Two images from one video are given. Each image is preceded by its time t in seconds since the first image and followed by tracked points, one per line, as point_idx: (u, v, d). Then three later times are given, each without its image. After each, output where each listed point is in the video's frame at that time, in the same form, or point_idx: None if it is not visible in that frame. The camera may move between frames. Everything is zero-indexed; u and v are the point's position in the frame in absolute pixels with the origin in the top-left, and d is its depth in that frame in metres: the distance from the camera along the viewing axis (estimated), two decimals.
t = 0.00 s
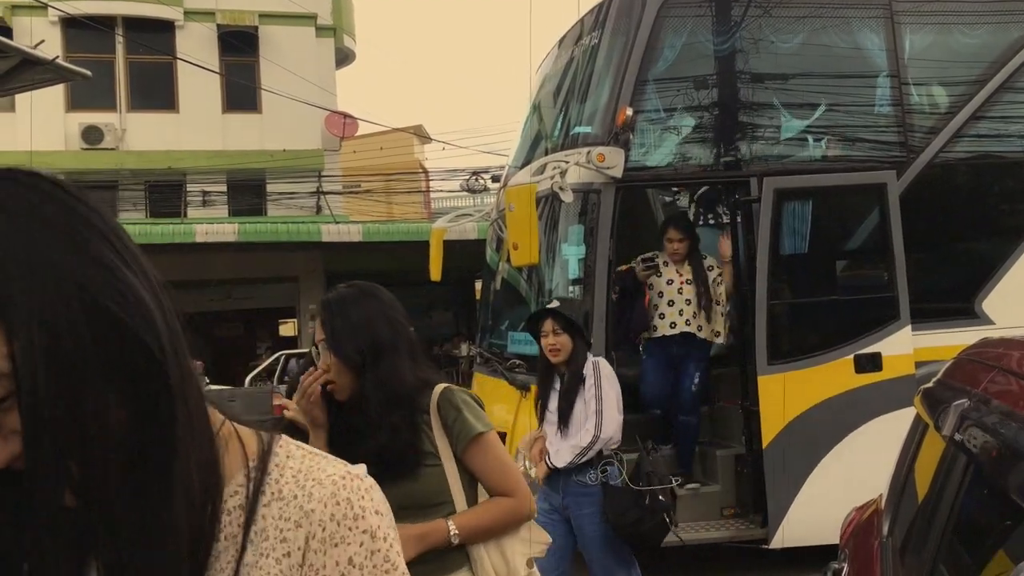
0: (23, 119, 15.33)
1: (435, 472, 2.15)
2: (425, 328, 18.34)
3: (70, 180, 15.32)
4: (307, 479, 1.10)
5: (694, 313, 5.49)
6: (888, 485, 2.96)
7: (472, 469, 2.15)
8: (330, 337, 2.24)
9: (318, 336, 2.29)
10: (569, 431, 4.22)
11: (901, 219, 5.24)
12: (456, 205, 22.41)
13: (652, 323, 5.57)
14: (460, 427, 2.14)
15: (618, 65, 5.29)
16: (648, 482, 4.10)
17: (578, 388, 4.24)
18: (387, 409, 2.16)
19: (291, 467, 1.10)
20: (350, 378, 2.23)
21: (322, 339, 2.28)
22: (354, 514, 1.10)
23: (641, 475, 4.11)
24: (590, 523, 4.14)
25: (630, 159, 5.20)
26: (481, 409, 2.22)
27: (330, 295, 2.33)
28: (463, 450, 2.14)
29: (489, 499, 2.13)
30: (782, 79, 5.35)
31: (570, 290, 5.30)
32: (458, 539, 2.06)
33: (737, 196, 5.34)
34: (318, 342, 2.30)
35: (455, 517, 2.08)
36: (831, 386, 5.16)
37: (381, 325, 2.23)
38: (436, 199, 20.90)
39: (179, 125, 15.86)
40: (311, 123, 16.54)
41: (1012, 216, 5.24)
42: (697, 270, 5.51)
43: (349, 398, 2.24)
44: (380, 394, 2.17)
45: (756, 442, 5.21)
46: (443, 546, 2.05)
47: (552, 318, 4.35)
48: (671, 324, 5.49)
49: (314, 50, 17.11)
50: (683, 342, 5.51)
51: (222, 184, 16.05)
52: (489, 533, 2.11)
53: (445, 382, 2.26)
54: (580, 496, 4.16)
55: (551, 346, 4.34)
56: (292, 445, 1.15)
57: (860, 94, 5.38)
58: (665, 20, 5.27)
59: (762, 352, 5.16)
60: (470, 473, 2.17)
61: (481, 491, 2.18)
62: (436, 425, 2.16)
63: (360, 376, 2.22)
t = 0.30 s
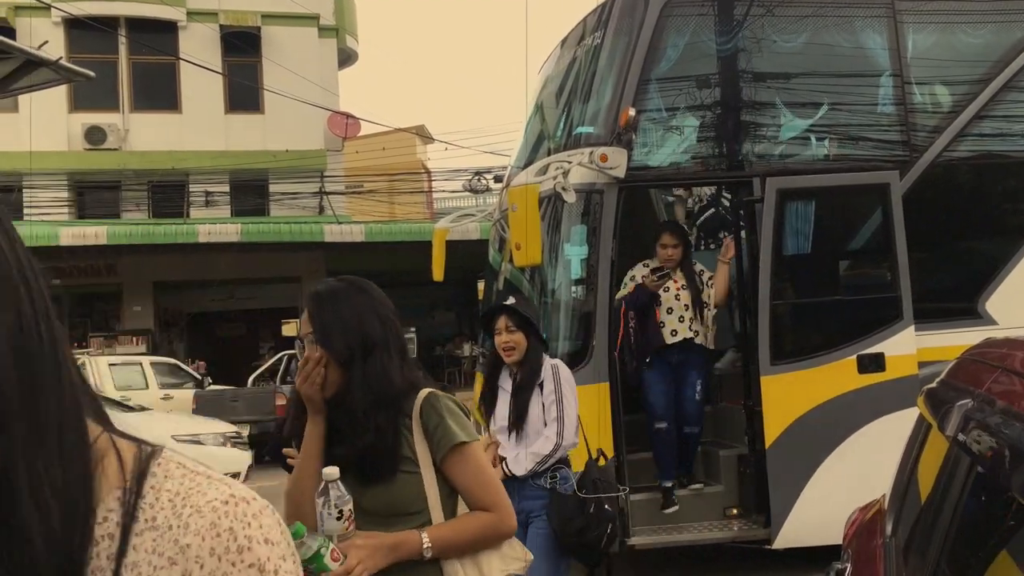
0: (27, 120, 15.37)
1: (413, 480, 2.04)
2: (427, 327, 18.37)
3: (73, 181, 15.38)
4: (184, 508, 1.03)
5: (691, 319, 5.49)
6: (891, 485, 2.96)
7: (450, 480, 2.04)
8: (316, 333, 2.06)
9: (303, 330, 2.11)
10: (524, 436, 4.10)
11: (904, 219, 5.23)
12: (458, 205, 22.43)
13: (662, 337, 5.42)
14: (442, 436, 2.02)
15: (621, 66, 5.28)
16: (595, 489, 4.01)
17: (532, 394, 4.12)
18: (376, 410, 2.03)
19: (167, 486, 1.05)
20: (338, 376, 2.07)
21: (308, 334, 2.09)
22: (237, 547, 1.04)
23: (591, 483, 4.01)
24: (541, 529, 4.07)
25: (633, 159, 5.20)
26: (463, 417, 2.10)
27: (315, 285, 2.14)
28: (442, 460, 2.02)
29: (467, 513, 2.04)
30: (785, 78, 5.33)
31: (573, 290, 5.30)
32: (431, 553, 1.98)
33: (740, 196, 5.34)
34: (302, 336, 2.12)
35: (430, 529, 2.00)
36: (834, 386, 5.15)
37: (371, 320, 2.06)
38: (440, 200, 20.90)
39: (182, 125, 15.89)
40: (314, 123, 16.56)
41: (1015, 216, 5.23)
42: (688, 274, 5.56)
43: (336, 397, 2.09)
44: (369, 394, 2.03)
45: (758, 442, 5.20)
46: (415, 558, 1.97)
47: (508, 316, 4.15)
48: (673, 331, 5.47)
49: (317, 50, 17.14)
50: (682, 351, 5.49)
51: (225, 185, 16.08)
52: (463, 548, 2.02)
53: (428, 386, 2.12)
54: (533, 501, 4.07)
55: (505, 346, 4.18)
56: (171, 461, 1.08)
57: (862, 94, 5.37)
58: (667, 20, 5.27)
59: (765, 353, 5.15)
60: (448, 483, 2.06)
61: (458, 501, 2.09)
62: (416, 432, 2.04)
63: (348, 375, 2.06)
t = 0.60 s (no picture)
0: (27, 119, 15.39)
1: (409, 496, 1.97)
2: (427, 328, 18.36)
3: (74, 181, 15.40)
4: (25, 521, 1.23)
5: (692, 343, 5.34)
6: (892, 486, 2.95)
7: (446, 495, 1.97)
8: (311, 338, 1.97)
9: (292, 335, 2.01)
10: (481, 448, 3.84)
11: (905, 220, 5.23)
12: (458, 205, 22.42)
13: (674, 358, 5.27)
14: (442, 448, 1.96)
15: (622, 66, 5.28)
16: (565, 504, 3.78)
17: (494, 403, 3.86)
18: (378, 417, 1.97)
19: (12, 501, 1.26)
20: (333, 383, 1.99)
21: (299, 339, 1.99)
22: (83, 558, 1.20)
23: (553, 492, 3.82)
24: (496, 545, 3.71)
25: (634, 159, 5.20)
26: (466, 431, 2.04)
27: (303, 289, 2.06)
28: (439, 472, 1.96)
29: (461, 529, 1.97)
30: (786, 78, 5.33)
31: (574, 290, 5.29)
32: (425, 568, 1.91)
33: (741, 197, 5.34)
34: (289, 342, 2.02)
35: (425, 544, 1.93)
36: (833, 386, 5.15)
37: (368, 325, 2.01)
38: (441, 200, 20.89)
39: (183, 126, 15.91)
40: (314, 123, 16.57)
41: (1015, 216, 5.23)
42: (684, 299, 5.39)
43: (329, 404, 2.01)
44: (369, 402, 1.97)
45: (759, 442, 5.21)
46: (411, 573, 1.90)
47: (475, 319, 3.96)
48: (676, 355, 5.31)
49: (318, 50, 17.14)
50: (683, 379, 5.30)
51: (226, 185, 16.10)
52: (458, 566, 1.94)
53: (432, 398, 2.07)
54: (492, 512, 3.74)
55: (469, 348, 3.95)
56: (14, 469, 1.32)
57: (863, 94, 5.37)
58: (668, 20, 5.27)
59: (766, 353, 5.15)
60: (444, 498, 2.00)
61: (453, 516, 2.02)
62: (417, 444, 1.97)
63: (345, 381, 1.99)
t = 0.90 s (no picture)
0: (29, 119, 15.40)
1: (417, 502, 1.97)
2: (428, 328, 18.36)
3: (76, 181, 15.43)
4: None
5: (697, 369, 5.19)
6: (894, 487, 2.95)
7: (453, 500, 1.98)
8: (307, 336, 1.96)
9: (284, 334, 1.99)
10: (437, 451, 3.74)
11: (907, 220, 5.22)
12: (459, 206, 22.43)
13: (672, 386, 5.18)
14: (454, 454, 1.97)
15: (624, 66, 5.28)
16: (531, 509, 3.65)
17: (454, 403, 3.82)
18: (377, 415, 1.96)
19: None
20: (329, 380, 1.98)
21: (293, 338, 1.97)
22: None
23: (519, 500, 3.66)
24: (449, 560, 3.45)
25: (636, 159, 5.19)
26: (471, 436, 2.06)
27: (293, 285, 2.03)
28: (451, 478, 1.96)
29: (470, 537, 1.97)
30: (788, 78, 5.32)
31: (575, 290, 5.29)
32: None
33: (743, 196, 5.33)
34: (282, 340, 2.00)
35: (441, 554, 1.92)
36: (835, 386, 5.15)
37: (365, 321, 2.00)
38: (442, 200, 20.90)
39: (184, 126, 15.93)
40: (316, 123, 16.58)
41: (1017, 216, 5.22)
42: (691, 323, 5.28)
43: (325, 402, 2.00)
44: (369, 401, 1.96)
45: (761, 442, 5.21)
46: None
47: (442, 317, 3.99)
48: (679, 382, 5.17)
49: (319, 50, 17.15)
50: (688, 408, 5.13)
51: (227, 185, 16.12)
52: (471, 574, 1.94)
53: (435, 402, 2.06)
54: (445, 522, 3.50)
55: (431, 348, 3.95)
56: None
57: (865, 94, 5.36)
58: (670, 20, 5.27)
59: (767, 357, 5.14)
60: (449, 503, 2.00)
61: (458, 522, 2.02)
62: (425, 449, 1.96)
63: (343, 379, 1.98)
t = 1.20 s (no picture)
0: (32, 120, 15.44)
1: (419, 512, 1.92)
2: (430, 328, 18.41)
3: (77, 181, 15.47)
4: None
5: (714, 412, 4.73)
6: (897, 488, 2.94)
7: (452, 504, 1.97)
8: (316, 333, 1.91)
9: (289, 331, 1.91)
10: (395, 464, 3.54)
11: (909, 220, 5.22)
12: (460, 206, 22.45)
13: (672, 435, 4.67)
14: (455, 457, 1.97)
15: (625, 67, 5.29)
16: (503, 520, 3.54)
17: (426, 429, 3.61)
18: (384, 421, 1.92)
19: None
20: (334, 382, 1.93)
21: (301, 334, 1.91)
22: None
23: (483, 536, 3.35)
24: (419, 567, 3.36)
25: (637, 159, 5.19)
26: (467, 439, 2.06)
27: (292, 280, 1.97)
28: (452, 481, 1.96)
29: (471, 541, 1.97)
30: (789, 78, 5.32)
31: (577, 290, 5.29)
32: None
33: (744, 197, 5.33)
34: (285, 337, 1.91)
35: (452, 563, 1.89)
36: (837, 387, 5.15)
37: (364, 321, 2.00)
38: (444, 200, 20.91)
39: (186, 126, 15.96)
40: (317, 123, 16.60)
41: (1019, 217, 5.22)
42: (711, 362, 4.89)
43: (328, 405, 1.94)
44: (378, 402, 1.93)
45: (762, 443, 5.21)
46: None
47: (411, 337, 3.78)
48: (696, 428, 4.69)
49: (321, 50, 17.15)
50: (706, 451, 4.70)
51: (228, 185, 16.15)
52: None
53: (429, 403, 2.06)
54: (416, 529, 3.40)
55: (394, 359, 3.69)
56: None
57: (867, 95, 5.36)
58: (671, 21, 5.27)
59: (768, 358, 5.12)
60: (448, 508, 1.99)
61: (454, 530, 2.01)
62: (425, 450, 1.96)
63: (349, 380, 1.94)
